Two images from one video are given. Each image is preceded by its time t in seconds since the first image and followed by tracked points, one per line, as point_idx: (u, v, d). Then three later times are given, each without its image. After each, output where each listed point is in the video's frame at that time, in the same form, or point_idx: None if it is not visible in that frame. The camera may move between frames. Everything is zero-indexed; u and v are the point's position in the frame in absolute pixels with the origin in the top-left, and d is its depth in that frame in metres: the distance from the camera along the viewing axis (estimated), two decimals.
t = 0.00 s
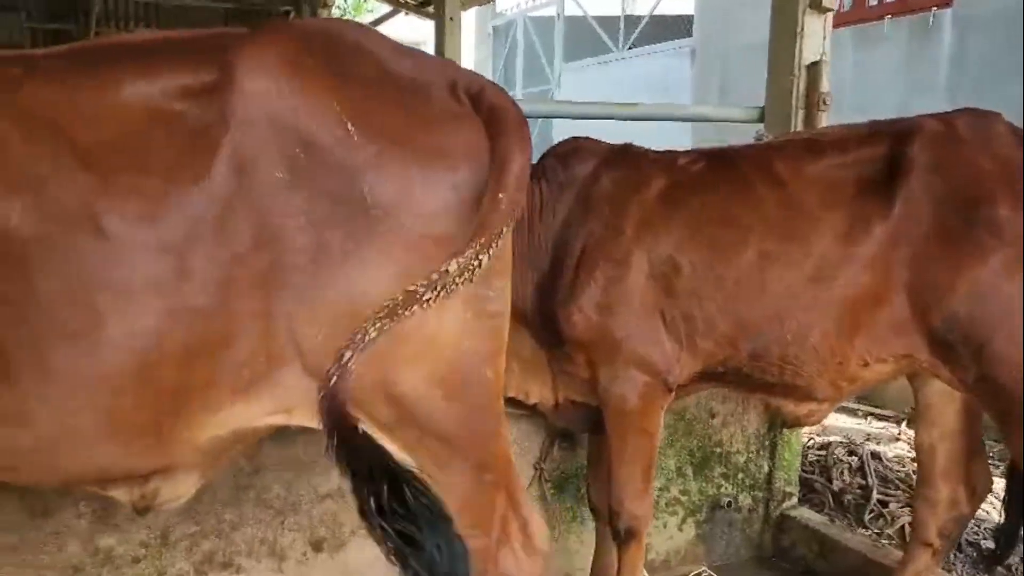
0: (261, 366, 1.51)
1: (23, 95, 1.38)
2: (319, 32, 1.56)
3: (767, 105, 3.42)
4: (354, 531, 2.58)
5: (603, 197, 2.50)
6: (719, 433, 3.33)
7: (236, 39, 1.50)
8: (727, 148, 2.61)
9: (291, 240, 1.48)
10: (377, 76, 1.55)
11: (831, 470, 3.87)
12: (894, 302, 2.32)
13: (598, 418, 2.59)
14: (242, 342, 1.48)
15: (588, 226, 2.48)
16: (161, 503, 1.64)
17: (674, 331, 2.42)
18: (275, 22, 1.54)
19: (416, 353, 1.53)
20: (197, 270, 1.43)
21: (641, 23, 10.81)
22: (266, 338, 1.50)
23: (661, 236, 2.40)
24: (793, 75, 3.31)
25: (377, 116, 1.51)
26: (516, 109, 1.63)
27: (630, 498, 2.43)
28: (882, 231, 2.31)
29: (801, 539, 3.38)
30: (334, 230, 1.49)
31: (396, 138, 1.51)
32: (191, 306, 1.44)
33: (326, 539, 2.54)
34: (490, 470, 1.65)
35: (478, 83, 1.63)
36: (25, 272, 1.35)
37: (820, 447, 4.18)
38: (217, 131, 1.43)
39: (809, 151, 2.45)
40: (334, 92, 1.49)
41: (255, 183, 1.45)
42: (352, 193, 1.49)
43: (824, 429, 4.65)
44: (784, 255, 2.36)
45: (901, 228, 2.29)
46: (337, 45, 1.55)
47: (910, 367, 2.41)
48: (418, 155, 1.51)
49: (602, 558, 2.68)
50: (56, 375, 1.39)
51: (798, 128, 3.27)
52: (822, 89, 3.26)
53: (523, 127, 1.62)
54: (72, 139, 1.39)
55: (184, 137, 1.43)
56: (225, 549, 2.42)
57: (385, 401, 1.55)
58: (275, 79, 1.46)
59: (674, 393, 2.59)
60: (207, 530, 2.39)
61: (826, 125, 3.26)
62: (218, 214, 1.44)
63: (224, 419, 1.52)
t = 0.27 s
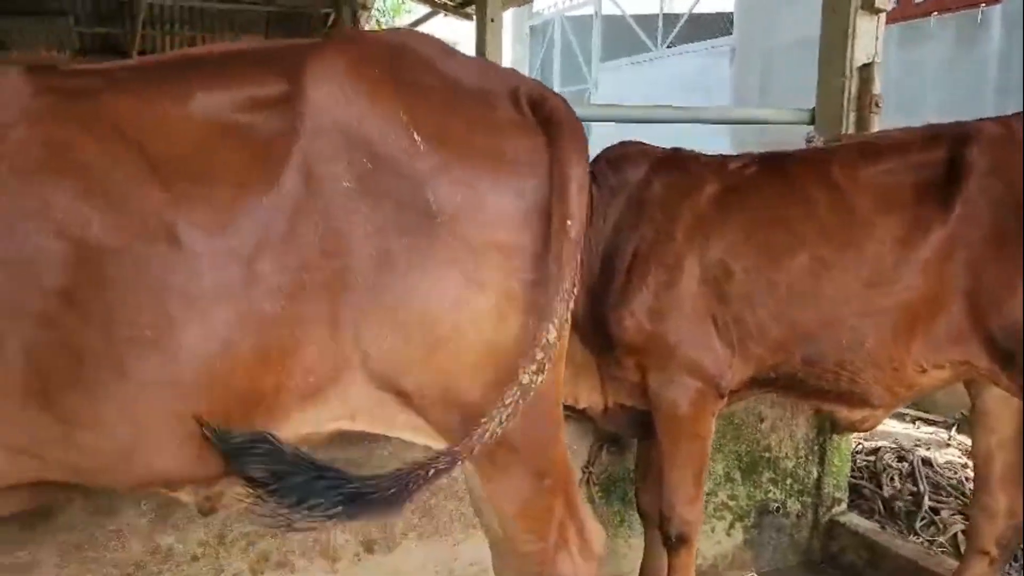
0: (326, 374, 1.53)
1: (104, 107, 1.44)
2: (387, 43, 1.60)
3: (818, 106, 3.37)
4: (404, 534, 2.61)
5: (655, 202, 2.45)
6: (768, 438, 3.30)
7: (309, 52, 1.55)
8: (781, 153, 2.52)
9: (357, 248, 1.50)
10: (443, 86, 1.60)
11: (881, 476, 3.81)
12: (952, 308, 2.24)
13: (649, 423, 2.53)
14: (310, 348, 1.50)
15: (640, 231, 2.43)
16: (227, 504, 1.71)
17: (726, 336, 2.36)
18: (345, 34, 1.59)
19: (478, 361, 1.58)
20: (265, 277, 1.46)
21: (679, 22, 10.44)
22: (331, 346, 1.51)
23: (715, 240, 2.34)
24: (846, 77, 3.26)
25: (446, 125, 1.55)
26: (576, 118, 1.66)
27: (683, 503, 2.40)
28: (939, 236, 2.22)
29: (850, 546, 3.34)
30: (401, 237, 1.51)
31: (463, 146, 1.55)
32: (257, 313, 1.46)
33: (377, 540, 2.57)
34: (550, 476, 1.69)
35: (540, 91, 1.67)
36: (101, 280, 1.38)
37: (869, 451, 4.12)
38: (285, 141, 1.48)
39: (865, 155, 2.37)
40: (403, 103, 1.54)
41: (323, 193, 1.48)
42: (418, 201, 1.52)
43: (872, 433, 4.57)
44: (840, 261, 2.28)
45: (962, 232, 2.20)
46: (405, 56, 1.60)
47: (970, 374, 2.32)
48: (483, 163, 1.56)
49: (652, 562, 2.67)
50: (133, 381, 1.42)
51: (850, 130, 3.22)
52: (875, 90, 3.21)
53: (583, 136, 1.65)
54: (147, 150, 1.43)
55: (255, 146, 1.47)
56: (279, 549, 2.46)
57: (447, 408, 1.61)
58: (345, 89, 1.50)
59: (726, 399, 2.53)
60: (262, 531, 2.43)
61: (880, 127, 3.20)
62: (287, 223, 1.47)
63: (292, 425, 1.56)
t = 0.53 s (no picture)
0: (389, 379, 1.60)
1: (176, 122, 1.54)
2: (449, 56, 1.65)
3: (868, 108, 3.21)
4: (453, 536, 2.63)
5: (705, 207, 2.40)
6: (816, 445, 3.25)
7: (373, 66, 1.60)
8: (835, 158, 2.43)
9: (418, 258, 1.56)
10: (502, 97, 1.63)
11: (932, 483, 3.74)
12: (1008, 316, 2.07)
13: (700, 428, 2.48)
14: (371, 355, 1.58)
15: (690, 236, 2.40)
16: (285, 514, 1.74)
17: (778, 342, 2.30)
18: (408, 46, 1.63)
19: (538, 370, 1.61)
20: (331, 289, 1.54)
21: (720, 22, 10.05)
22: (394, 353, 1.59)
23: (766, 246, 2.28)
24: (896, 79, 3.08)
25: (505, 136, 1.59)
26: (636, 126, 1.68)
27: (733, 511, 2.37)
28: (996, 241, 2.05)
29: (899, 555, 3.30)
30: (461, 247, 1.57)
31: (522, 157, 1.58)
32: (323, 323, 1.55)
33: (426, 542, 2.60)
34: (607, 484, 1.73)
35: (599, 101, 1.70)
36: (173, 290, 1.50)
37: (920, 458, 4.04)
38: (350, 155, 1.55)
39: (922, 158, 2.23)
40: (463, 115, 1.58)
41: (386, 206, 1.55)
42: (478, 212, 1.56)
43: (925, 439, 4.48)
44: (899, 269, 2.15)
45: None
46: (466, 69, 1.64)
47: None
48: (541, 172, 1.58)
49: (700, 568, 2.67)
50: (202, 387, 1.53)
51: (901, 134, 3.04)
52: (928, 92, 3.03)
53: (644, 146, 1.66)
54: (217, 164, 1.52)
55: (321, 159, 1.55)
56: (330, 552, 2.49)
57: (506, 412, 1.64)
58: (409, 102, 1.55)
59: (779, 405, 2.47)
60: (315, 532, 2.47)
61: (932, 132, 3.01)
62: (353, 235, 1.54)
63: (356, 431, 1.63)
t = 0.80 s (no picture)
0: (447, 386, 1.63)
1: (236, 134, 1.59)
2: (506, 64, 1.66)
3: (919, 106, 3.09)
4: (502, 537, 2.64)
5: (758, 209, 2.40)
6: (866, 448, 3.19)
7: (432, 76, 1.63)
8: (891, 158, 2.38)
9: (476, 265, 1.58)
10: (559, 104, 1.65)
11: (984, 487, 3.68)
12: None
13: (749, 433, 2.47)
14: (430, 363, 1.60)
15: (742, 239, 2.39)
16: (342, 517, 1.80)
17: (832, 347, 2.28)
18: (466, 57, 1.66)
19: (596, 376, 1.63)
20: (390, 296, 1.57)
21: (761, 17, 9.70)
22: (452, 361, 1.61)
23: (819, 251, 2.26)
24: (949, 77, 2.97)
25: (564, 143, 1.61)
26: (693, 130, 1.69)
27: (785, 516, 2.36)
28: None
29: (953, 561, 3.20)
30: (519, 254, 1.59)
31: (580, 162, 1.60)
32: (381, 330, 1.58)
33: (475, 543, 2.62)
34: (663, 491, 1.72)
35: (654, 105, 1.71)
36: (236, 299, 1.53)
37: (971, 462, 3.97)
38: (409, 164, 1.58)
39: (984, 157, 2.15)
40: (522, 123, 1.60)
41: (445, 215, 1.57)
42: (535, 219, 1.58)
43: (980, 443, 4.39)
44: (956, 274, 2.10)
45: None
46: (524, 76, 1.66)
47: None
48: (599, 178, 1.60)
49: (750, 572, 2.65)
50: (267, 394, 1.57)
51: (954, 134, 2.93)
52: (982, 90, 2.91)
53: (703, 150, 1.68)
54: (278, 175, 1.56)
55: (379, 168, 1.58)
56: (382, 551, 2.52)
57: (561, 417, 1.66)
58: (470, 112, 1.58)
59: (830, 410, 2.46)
60: (367, 531, 2.51)
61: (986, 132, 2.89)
62: (411, 244, 1.57)
63: (414, 436, 1.67)
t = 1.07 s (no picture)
0: (502, 396, 1.65)
1: (301, 148, 1.66)
2: (562, 78, 1.70)
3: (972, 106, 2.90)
4: (548, 540, 2.67)
5: (809, 214, 2.39)
6: (915, 453, 3.05)
7: (488, 90, 1.68)
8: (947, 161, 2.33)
9: (532, 273, 1.61)
10: (614, 115, 1.68)
11: None
12: None
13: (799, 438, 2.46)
14: (486, 371, 1.64)
15: (792, 244, 2.39)
16: (399, 519, 1.85)
17: (883, 353, 2.26)
18: (521, 72, 1.69)
19: (650, 384, 1.64)
20: (449, 305, 1.61)
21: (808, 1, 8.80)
22: (507, 370, 1.64)
23: (872, 256, 2.24)
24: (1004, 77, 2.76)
25: (622, 154, 1.64)
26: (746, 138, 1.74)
27: (834, 523, 2.34)
28: None
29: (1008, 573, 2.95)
30: (576, 264, 1.62)
31: (637, 173, 1.63)
32: (439, 337, 1.61)
33: (521, 546, 2.64)
34: (714, 499, 1.73)
35: (707, 114, 1.76)
36: (299, 308, 1.59)
37: None
38: (467, 176, 1.63)
39: None
40: (579, 135, 1.64)
41: (503, 227, 1.61)
42: (592, 229, 1.62)
43: None
44: (1016, 281, 2.03)
45: None
46: (580, 89, 1.69)
47: None
48: (658, 189, 1.63)
49: None
50: (328, 400, 1.62)
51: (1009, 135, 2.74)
52: None
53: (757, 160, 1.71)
54: (342, 188, 1.62)
55: (439, 181, 1.63)
56: (430, 552, 2.55)
57: (615, 425, 1.67)
58: (528, 125, 1.62)
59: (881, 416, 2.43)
60: (415, 533, 2.54)
61: None
62: (469, 253, 1.60)
63: (469, 442, 1.69)
